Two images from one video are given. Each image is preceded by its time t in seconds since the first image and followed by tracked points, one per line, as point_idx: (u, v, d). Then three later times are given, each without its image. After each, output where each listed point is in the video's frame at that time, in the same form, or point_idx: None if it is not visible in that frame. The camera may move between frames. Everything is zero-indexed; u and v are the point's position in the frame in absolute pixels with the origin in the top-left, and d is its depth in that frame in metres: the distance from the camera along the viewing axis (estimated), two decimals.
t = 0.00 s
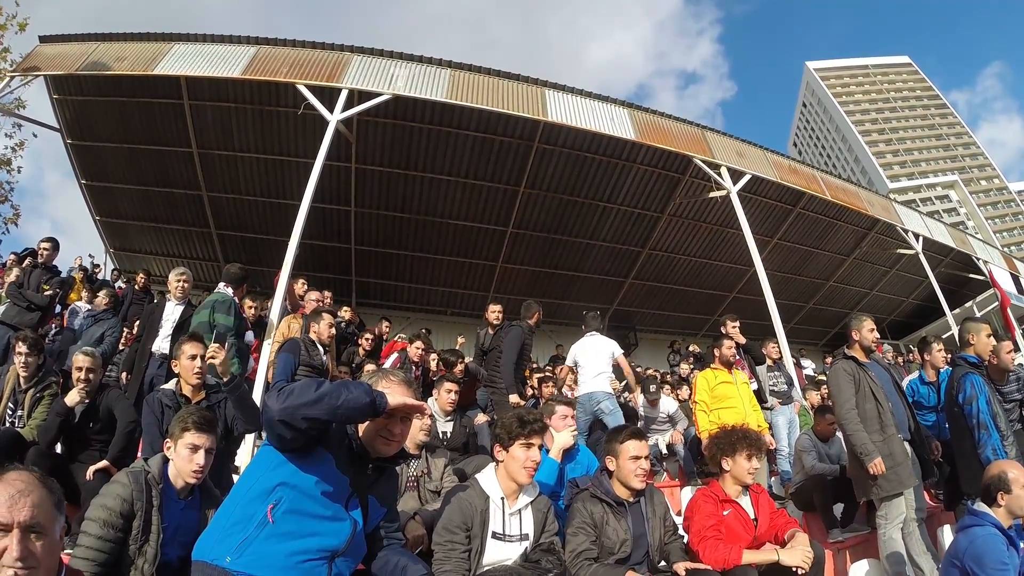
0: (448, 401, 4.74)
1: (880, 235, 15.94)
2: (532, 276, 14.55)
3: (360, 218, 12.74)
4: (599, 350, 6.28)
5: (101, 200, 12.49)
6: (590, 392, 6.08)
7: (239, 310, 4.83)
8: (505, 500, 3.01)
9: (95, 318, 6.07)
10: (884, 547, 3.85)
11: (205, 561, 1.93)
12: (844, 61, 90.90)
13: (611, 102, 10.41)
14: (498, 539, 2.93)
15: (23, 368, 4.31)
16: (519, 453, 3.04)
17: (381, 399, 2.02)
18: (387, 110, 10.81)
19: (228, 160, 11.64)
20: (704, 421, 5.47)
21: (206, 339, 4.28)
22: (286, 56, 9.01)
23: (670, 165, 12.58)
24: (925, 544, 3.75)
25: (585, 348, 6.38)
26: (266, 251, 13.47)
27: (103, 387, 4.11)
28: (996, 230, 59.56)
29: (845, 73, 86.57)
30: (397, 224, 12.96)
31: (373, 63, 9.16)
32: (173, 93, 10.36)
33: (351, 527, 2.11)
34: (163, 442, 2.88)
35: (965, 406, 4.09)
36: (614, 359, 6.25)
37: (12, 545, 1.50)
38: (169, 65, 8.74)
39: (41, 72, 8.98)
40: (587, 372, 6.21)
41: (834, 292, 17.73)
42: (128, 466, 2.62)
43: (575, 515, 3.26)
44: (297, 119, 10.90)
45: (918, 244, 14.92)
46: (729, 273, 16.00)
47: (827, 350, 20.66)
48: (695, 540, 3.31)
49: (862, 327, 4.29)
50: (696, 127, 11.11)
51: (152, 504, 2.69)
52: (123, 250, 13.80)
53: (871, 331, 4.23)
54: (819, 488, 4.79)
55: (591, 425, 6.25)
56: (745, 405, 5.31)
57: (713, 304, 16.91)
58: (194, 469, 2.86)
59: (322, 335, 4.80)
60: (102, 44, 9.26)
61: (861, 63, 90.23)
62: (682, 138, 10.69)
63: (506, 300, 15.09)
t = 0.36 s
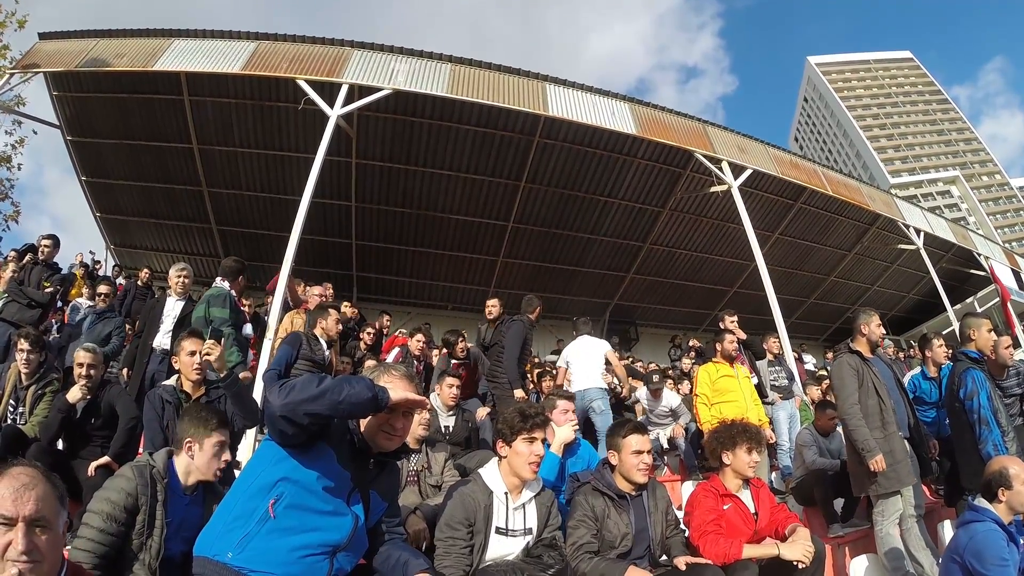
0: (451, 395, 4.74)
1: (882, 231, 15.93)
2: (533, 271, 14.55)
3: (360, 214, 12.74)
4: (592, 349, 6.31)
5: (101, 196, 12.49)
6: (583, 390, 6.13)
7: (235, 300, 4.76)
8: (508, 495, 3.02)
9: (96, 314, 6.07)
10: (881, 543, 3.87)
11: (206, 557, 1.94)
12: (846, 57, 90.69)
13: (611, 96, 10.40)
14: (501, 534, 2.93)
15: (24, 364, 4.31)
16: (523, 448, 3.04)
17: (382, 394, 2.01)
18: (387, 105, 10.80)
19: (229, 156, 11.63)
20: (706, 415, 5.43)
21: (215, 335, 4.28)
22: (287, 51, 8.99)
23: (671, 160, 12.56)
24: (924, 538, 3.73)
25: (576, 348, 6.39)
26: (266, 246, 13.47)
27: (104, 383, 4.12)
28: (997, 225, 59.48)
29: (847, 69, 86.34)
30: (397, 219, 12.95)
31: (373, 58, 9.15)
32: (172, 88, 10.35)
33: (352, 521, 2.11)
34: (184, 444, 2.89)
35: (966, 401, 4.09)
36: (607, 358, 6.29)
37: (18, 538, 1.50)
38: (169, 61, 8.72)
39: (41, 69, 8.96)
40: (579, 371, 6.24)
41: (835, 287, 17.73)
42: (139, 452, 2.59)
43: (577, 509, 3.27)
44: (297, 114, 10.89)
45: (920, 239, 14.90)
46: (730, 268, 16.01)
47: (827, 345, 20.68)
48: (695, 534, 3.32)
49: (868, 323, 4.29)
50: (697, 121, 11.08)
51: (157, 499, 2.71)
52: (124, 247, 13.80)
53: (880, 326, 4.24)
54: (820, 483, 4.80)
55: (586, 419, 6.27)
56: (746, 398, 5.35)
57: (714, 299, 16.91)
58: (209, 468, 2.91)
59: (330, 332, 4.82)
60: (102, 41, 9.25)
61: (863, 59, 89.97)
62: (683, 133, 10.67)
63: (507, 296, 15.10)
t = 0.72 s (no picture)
0: (439, 382, 4.82)
1: (881, 227, 15.94)
2: (533, 267, 14.55)
3: (359, 210, 12.73)
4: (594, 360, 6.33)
5: (100, 193, 12.47)
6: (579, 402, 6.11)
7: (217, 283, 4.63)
8: (535, 480, 3.00)
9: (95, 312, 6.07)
10: (881, 539, 3.86)
11: (207, 553, 1.95)
12: (845, 53, 90.59)
13: (611, 92, 10.38)
14: (526, 523, 2.93)
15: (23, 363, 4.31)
16: (545, 428, 3.03)
17: (383, 389, 2.00)
18: (387, 101, 10.78)
19: (228, 152, 11.61)
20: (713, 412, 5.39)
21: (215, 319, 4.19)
22: (285, 47, 8.97)
23: (670, 156, 12.55)
24: (923, 534, 3.77)
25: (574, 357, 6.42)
26: (265, 243, 13.45)
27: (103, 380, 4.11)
28: (996, 222, 59.48)
29: (847, 65, 86.22)
30: (397, 215, 12.95)
31: (373, 53, 9.13)
32: (171, 84, 10.31)
33: (352, 517, 2.11)
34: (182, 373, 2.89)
35: (967, 395, 4.09)
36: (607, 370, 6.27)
37: (16, 538, 1.51)
38: (168, 58, 8.70)
39: (40, 66, 8.93)
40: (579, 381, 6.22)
41: (834, 284, 17.73)
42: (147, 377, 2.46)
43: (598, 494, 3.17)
44: (296, 110, 10.87)
45: (919, 235, 14.92)
46: (729, 264, 16.01)
47: (827, 342, 20.71)
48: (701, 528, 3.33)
49: (867, 319, 4.28)
50: (697, 117, 11.07)
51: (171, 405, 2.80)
52: (123, 244, 13.80)
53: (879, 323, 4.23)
54: (820, 480, 4.85)
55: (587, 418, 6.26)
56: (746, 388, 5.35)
57: (714, 295, 16.92)
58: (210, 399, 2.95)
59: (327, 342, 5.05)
60: (101, 37, 9.21)
61: (863, 56, 89.86)
62: (683, 129, 10.67)
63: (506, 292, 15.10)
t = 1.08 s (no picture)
0: (440, 338, 4.87)
1: (881, 226, 15.94)
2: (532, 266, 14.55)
3: (359, 208, 12.72)
4: (596, 352, 6.34)
5: (100, 191, 12.47)
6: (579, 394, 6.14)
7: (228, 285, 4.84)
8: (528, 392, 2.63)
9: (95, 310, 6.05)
10: (881, 538, 3.84)
11: (206, 551, 1.95)
12: (846, 53, 90.59)
13: (611, 90, 10.38)
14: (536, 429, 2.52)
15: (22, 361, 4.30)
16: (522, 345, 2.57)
17: (380, 387, 2.00)
18: (387, 99, 10.78)
19: (227, 150, 11.59)
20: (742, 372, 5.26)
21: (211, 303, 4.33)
22: (285, 45, 8.96)
23: (670, 155, 12.55)
24: (922, 535, 3.80)
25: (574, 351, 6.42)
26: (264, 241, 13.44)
27: (102, 378, 4.10)
28: (996, 221, 59.48)
29: (847, 64, 86.21)
30: (397, 214, 12.95)
31: (372, 51, 9.12)
32: (170, 82, 10.30)
33: (352, 515, 2.10)
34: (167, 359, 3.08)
35: (967, 397, 4.09)
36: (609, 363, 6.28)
37: (19, 540, 1.51)
38: (168, 55, 8.69)
39: (39, 63, 8.91)
40: (581, 373, 6.24)
41: (834, 282, 17.72)
42: (164, 354, 2.60)
43: (590, 387, 2.94)
44: (296, 108, 10.87)
45: (920, 235, 14.92)
46: (729, 262, 16.03)
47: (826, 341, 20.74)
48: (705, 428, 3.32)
49: (858, 318, 4.28)
50: (697, 116, 11.07)
51: (173, 396, 2.90)
52: (123, 242, 13.80)
53: (869, 324, 4.22)
54: (819, 477, 4.84)
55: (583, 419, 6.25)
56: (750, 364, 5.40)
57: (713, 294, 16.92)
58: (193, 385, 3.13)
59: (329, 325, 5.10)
60: (101, 35, 9.20)
61: (863, 55, 89.85)
62: (683, 127, 10.67)
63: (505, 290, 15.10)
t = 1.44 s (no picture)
0: (436, 333, 4.83)
1: (879, 229, 15.96)
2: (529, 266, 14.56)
3: (357, 208, 12.72)
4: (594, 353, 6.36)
5: (99, 189, 12.45)
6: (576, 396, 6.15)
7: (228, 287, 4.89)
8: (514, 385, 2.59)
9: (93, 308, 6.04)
10: (878, 542, 3.85)
11: (203, 552, 1.94)
12: (845, 56, 90.79)
13: (610, 92, 10.39)
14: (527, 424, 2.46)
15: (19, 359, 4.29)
16: (508, 335, 2.65)
17: (380, 385, 2.01)
18: (385, 99, 10.78)
19: (226, 149, 11.59)
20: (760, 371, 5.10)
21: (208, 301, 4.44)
22: (284, 45, 8.95)
23: (669, 157, 12.56)
24: (921, 538, 3.77)
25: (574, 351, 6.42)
26: (262, 240, 13.44)
27: (100, 378, 4.09)
28: (994, 225, 59.62)
29: (846, 68, 86.42)
30: (395, 214, 12.95)
31: (372, 52, 9.11)
32: (170, 81, 10.30)
33: (349, 516, 2.10)
34: (163, 358, 3.09)
35: (970, 401, 4.08)
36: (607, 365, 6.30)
37: (17, 544, 1.51)
38: (168, 54, 8.69)
39: (39, 61, 8.90)
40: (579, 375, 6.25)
41: (832, 285, 17.74)
42: (159, 357, 2.60)
43: (577, 359, 2.97)
44: (295, 108, 10.87)
45: (917, 239, 14.94)
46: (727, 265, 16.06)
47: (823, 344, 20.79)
48: (690, 382, 3.23)
49: (852, 323, 4.36)
50: (696, 118, 11.09)
51: (168, 397, 2.93)
52: (121, 240, 13.80)
53: (861, 329, 4.30)
54: (816, 481, 4.82)
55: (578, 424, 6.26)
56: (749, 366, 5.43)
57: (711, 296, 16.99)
58: (192, 383, 3.17)
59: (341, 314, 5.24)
60: (101, 33, 9.19)
61: (862, 59, 90.06)
62: (682, 130, 10.68)
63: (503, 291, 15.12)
